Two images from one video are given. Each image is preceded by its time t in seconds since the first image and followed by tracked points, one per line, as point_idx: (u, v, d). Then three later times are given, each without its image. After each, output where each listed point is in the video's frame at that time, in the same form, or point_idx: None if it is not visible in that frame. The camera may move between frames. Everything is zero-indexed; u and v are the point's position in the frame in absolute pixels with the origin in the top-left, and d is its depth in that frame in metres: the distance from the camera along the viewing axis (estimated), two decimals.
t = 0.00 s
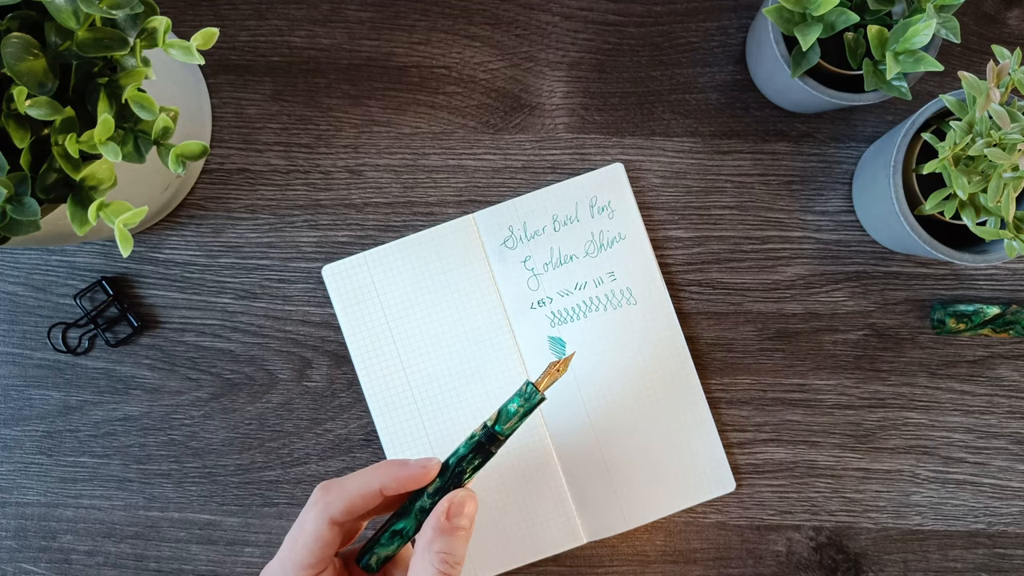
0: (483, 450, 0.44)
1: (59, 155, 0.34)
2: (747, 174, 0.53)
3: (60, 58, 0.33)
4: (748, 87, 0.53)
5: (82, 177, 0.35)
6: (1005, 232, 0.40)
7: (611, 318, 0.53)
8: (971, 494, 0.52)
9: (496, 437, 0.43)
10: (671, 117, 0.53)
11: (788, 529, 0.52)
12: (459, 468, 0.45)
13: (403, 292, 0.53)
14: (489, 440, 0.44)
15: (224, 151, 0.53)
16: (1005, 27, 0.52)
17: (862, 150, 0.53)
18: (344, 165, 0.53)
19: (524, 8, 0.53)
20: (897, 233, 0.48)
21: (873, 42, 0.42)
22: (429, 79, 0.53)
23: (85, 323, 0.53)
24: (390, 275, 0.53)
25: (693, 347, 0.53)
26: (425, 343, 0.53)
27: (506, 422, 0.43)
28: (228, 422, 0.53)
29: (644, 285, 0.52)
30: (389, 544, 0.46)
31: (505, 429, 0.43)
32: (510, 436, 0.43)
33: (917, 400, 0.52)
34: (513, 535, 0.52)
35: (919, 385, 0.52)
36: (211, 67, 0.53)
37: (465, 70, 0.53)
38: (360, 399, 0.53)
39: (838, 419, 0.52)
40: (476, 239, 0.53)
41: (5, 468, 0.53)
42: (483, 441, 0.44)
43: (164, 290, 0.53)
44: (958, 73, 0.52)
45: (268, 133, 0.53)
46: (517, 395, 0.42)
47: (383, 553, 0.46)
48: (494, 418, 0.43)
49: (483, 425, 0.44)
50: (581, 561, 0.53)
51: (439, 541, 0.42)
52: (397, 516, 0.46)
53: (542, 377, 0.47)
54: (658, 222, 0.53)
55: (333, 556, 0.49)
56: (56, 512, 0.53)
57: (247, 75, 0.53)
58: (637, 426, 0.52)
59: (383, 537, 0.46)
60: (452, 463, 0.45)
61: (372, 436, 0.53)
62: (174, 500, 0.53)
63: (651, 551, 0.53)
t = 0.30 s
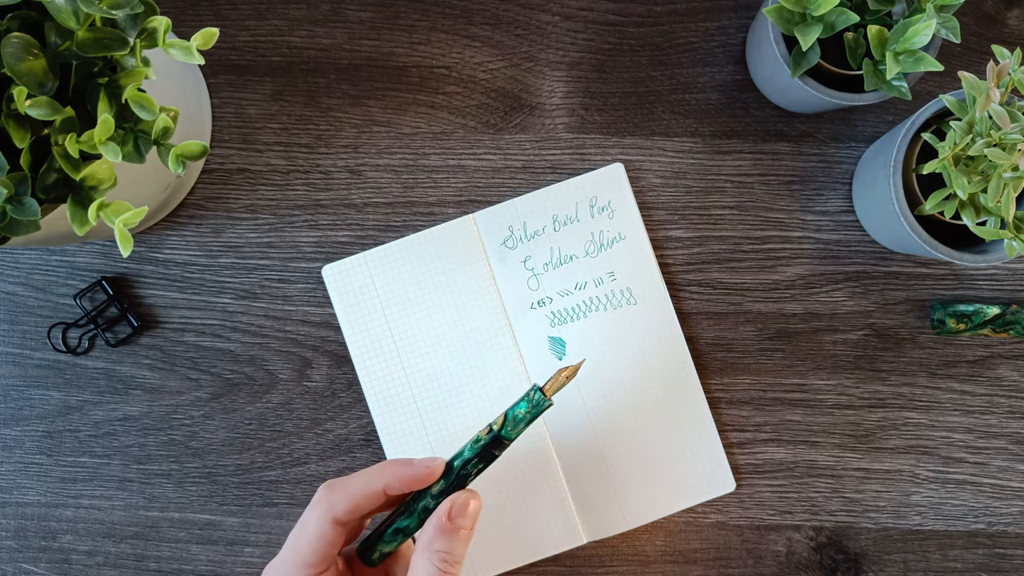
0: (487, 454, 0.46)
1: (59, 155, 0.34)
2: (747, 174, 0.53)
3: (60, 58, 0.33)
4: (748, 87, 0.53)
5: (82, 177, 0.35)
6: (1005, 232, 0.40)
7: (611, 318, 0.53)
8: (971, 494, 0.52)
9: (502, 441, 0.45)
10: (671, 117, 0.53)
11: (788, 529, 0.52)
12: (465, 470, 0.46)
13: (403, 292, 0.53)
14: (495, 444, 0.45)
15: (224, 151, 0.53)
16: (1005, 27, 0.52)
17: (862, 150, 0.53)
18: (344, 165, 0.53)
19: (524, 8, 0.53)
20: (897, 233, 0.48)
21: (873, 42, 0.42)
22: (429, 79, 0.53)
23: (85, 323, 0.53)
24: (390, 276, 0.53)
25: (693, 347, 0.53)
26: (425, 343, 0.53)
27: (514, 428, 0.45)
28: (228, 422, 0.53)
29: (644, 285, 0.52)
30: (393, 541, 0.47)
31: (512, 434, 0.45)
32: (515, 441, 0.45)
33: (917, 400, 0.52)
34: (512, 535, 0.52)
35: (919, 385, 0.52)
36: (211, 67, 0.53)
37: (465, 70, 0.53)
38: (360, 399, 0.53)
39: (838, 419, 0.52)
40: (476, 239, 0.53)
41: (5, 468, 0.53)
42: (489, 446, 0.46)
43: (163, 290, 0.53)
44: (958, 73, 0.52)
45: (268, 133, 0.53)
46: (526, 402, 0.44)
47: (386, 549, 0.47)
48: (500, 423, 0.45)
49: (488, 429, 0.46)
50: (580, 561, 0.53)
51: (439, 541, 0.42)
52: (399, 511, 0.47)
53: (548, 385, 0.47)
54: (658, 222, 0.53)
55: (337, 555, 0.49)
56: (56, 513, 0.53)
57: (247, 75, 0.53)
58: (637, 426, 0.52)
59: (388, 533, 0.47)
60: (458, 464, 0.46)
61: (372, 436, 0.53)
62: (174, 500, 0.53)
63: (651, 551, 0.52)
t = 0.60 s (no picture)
0: (490, 456, 0.45)
1: (60, 155, 0.34)
2: (747, 174, 0.53)
3: (60, 58, 0.33)
4: (748, 87, 0.53)
5: (82, 177, 0.35)
6: (1005, 232, 0.40)
7: (611, 318, 0.53)
8: (971, 494, 0.52)
9: (504, 444, 0.45)
10: (671, 117, 0.53)
11: (788, 529, 0.52)
12: (466, 472, 0.45)
13: (403, 292, 0.53)
14: (497, 446, 0.45)
15: (224, 151, 0.53)
16: (1005, 27, 0.52)
17: (862, 150, 0.53)
18: (344, 165, 0.53)
19: (524, 8, 0.53)
20: (897, 233, 0.48)
21: (873, 42, 0.42)
22: (429, 79, 0.53)
23: (85, 323, 0.53)
24: (390, 276, 0.53)
25: (693, 347, 0.53)
26: (425, 343, 0.53)
27: (514, 429, 0.44)
28: (228, 422, 0.53)
29: (644, 285, 0.52)
30: (392, 543, 0.47)
31: (513, 435, 0.44)
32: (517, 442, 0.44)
33: (917, 400, 0.52)
34: (512, 535, 0.52)
35: (919, 385, 0.52)
36: (211, 67, 0.53)
37: (465, 70, 0.53)
38: (360, 399, 0.53)
39: (838, 419, 0.52)
40: (476, 239, 0.53)
41: (5, 468, 0.53)
42: (491, 448, 0.45)
43: (164, 290, 0.53)
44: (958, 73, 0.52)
45: (268, 133, 0.53)
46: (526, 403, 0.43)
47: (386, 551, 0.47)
48: (502, 425, 0.44)
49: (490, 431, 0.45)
50: (580, 561, 0.53)
51: (440, 543, 0.42)
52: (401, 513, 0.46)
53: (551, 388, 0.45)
54: (658, 222, 0.53)
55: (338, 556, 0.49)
56: (56, 512, 0.53)
57: (247, 75, 0.53)
58: (637, 426, 0.52)
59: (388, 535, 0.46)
60: (459, 466, 0.45)
61: (372, 436, 0.53)
62: (174, 500, 0.53)
63: (651, 551, 0.52)
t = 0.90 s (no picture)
0: (462, 458, 0.45)
1: (60, 155, 0.34)
2: (747, 174, 0.53)
3: (60, 58, 0.33)
4: (748, 87, 0.53)
5: (82, 177, 0.35)
6: (1005, 232, 0.40)
7: (611, 318, 0.53)
8: (971, 494, 0.52)
9: (475, 444, 0.45)
10: (671, 117, 0.53)
11: (788, 529, 0.52)
12: (439, 474, 0.46)
13: (403, 292, 0.53)
14: (468, 447, 0.45)
15: (224, 151, 0.53)
16: (1005, 27, 0.52)
17: (862, 150, 0.53)
18: (344, 165, 0.53)
19: (524, 8, 0.53)
20: (897, 233, 0.48)
21: (873, 42, 0.42)
22: (429, 79, 0.53)
23: (85, 323, 0.53)
24: (391, 276, 0.53)
25: (693, 347, 0.53)
26: (425, 343, 0.53)
27: (485, 429, 0.44)
28: (228, 422, 0.53)
29: (644, 285, 0.52)
30: (370, 549, 0.46)
31: (484, 436, 0.44)
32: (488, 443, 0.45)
33: (917, 400, 0.52)
34: (512, 535, 0.52)
35: (919, 385, 0.52)
36: (211, 67, 0.53)
37: (465, 70, 0.53)
38: (360, 399, 0.53)
39: (838, 419, 0.52)
40: (476, 239, 0.53)
41: (5, 468, 0.53)
42: (463, 449, 0.45)
43: (164, 290, 0.53)
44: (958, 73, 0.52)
45: (268, 133, 0.53)
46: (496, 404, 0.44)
47: (365, 559, 0.46)
48: (473, 424, 0.45)
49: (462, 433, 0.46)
50: (581, 561, 0.53)
51: (417, 548, 0.42)
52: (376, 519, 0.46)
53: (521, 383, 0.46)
54: (658, 222, 0.53)
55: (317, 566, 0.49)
56: (56, 512, 0.53)
57: (247, 75, 0.53)
58: (637, 426, 0.52)
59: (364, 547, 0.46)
60: (432, 469, 0.45)
61: (372, 436, 0.53)
62: (174, 500, 0.53)
63: (651, 551, 0.52)
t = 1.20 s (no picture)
0: (471, 459, 0.45)
1: (59, 155, 0.34)
2: (747, 174, 0.53)
3: (60, 58, 0.33)
4: (748, 87, 0.53)
5: (82, 177, 0.35)
6: (1005, 232, 0.40)
7: (611, 318, 0.53)
8: (971, 494, 0.52)
9: (484, 446, 0.45)
10: (671, 117, 0.53)
11: (788, 529, 0.52)
12: (447, 474, 0.45)
13: (403, 292, 0.53)
14: (476, 448, 0.45)
15: (224, 151, 0.53)
16: (1005, 27, 0.52)
17: (862, 150, 0.53)
18: (344, 165, 0.53)
19: (524, 8, 0.53)
20: (897, 233, 0.48)
21: (873, 42, 0.42)
22: (429, 79, 0.53)
23: (85, 323, 0.53)
24: (391, 276, 0.53)
25: (693, 347, 0.53)
26: (425, 343, 0.53)
27: (494, 430, 0.44)
28: (228, 422, 0.53)
29: (644, 285, 0.52)
30: (374, 548, 0.46)
31: (493, 437, 0.44)
32: (497, 444, 0.45)
33: (917, 400, 0.52)
34: (512, 535, 0.52)
35: (919, 385, 0.52)
36: (211, 67, 0.53)
37: (465, 70, 0.53)
38: (360, 399, 0.53)
39: (838, 419, 0.52)
40: (476, 239, 0.53)
41: (5, 468, 0.53)
42: (472, 450, 0.45)
43: (164, 290, 0.53)
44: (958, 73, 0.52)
45: (268, 133, 0.53)
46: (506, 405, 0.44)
47: (368, 558, 0.46)
48: (483, 425, 0.44)
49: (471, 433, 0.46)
50: (581, 561, 0.53)
51: (423, 548, 0.42)
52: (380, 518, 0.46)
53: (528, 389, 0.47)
54: (658, 222, 0.53)
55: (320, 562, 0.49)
56: (56, 512, 0.53)
57: (247, 75, 0.53)
58: (637, 426, 0.52)
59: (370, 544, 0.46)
60: (440, 469, 0.45)
61: (372, 436, 0.53)
62: (174, 500, 0.53)
63: (652, 551, 0.52)
